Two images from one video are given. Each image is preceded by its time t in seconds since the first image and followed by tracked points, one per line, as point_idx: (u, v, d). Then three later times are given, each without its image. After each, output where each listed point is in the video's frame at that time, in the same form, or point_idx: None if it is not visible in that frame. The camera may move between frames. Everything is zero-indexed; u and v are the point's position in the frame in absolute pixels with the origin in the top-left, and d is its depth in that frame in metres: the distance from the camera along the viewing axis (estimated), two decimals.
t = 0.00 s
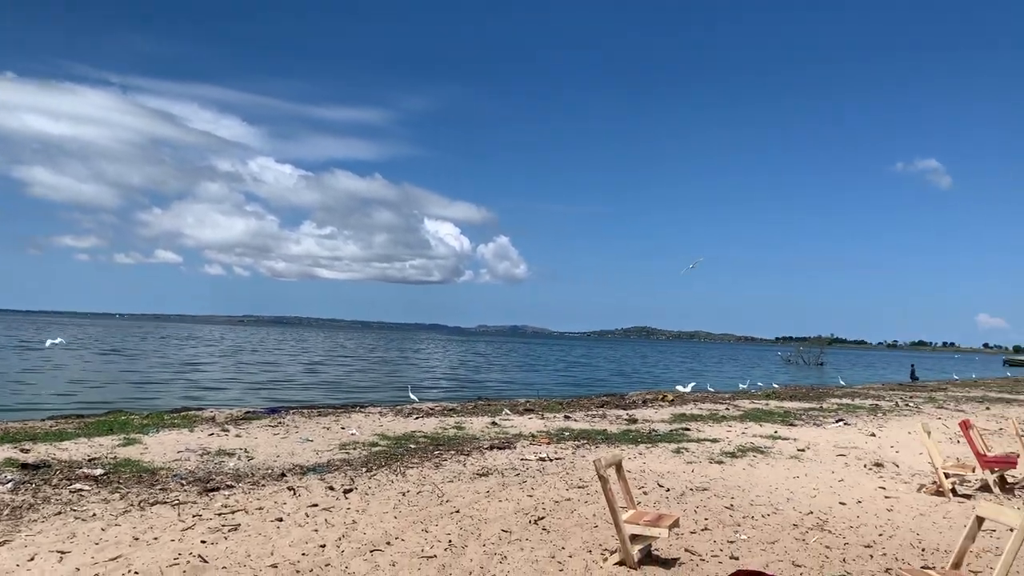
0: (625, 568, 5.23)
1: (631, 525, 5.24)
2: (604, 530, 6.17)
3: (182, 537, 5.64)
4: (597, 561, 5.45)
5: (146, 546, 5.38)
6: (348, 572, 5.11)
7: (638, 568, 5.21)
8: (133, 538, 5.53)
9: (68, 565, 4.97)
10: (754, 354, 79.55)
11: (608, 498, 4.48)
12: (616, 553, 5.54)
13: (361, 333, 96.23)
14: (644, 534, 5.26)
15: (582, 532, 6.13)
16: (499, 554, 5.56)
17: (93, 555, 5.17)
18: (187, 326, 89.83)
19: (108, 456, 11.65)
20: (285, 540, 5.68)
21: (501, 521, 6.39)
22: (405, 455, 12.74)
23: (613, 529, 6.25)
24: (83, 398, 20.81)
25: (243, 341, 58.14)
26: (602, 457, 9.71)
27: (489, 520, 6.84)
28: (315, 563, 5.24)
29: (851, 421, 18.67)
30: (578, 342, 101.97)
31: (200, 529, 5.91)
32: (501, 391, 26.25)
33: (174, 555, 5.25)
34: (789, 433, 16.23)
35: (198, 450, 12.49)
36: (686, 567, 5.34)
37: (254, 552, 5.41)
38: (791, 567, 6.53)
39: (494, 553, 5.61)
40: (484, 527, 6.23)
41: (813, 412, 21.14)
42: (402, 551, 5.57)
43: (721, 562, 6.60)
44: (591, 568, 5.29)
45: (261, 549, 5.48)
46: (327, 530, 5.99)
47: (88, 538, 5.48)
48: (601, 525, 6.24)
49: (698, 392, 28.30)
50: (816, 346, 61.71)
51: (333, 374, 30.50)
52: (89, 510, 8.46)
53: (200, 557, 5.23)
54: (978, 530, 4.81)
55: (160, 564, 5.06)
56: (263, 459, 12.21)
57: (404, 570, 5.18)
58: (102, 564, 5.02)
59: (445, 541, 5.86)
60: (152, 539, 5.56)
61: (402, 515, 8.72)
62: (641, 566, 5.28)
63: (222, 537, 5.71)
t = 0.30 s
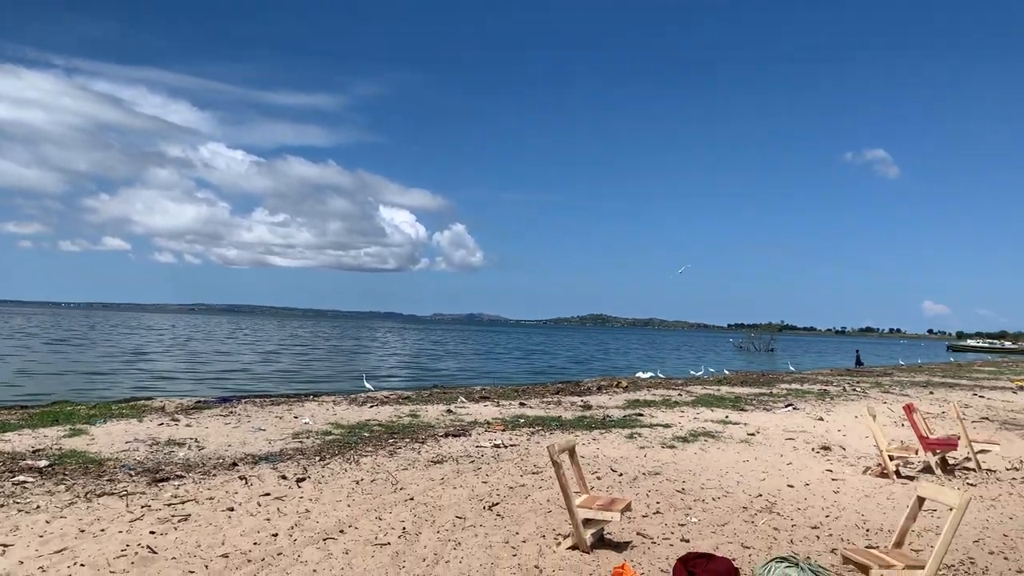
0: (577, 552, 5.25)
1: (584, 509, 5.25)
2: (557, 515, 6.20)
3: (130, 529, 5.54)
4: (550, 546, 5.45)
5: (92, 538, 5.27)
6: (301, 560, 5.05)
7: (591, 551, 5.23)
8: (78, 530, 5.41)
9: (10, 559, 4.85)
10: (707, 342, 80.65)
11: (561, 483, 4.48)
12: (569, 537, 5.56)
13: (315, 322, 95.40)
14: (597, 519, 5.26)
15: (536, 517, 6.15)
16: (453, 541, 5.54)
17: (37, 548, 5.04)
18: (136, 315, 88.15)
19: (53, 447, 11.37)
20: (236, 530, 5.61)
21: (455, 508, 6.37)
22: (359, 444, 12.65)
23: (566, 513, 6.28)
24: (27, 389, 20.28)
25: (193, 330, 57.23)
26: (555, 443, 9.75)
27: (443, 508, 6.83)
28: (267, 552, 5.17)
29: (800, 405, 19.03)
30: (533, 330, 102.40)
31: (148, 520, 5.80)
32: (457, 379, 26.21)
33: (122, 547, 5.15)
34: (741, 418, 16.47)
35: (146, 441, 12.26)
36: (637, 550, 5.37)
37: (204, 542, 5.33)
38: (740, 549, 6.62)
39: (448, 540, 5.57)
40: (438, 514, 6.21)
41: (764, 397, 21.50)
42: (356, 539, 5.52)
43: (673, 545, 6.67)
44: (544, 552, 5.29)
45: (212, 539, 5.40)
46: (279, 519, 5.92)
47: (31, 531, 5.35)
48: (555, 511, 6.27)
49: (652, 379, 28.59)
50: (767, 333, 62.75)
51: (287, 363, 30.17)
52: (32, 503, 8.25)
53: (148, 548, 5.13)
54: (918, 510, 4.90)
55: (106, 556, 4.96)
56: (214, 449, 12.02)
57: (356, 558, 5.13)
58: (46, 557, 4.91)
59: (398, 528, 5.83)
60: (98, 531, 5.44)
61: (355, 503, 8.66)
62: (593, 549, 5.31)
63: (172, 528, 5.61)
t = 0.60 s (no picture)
0: (539, 537, 5.29)
1: (546, 495, 5.29)
2: (520, 501, 6.23)
3: (87, 522, 5.46)
4: (512, 532, 5.48)
5: (48, 532, 5.19)
6: (261, 550, 5.02)
7: (553, 536, 5.27)
8: (33, 524, 5.33)
9: None
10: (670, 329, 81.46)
11: (522, 469, 4.51)
12: (531, 523, 5.60)
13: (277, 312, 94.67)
14: (559, 504, 5.29)
15: (498, 504, 6.18)
16: (415, 529, 5.54)
17: None
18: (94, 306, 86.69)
19: (7, 441, 11.14)
20: (195, 521, 5.56)
21: (418, 496, 6.38)
22: (321, 433, 12.59)
23: (529, 500, 6.31)
24: None
25: (152, 321, 56.44)
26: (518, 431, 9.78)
27: (406, 496, 6.83)
28: (227, 543, 5.14)
29: (760, 391, 19.31)
30: (497, 318, 102.60)
31: (106, 513, 5.73)
32: (421, 368, 26.18)
33: (78, 540, 5.08)
34: (701, 404, 16.68)
35: (103, 433, 12.07)
36: (598, 535, 5.43)
37: (162, 534, 5.28)
38: (700, 532, 6.72)
39: (410, 528, 5.57)
40: (401, 503, 6.21)
41: (724, 383, 21.81)
42: (317, 528, 5.50)
43: (633, 529, 6.75)
44: (506, 538, 5.31)
45: (172, 531, 5.35)
46: (240, 509, 5.89)
47: None
48: (517, 497, 6.30)
49: (616, 366, 28.83)
50: (728, 321, 63.56)
51: (248, 354, 29.88)
52: None
53: (105, 541, 5.07)
54: (872, 493, 5.01)
55: (62, 550, 4.89)
56: (173, 440, 11.89)
57: (318, 547, 5.12)
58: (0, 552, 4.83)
59: (361, 517, 5.81)
60: (54, 525, 5.36)
61: (317, 493, 8.63)
62: (555, 534, 5.36)
63: (129, 520, 5.55)
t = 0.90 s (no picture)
0: (505, 529, 5.25)
1: (511, 487, 5.25)
2: (486, 494, 6.20)
3: (45, 520, 5.33)
4: (479, 524, 5.44)
5: (3, 530, 5.06)
6: (224, 546, 4.93)
7: (519, 528, 5.24)
8: None
9: None
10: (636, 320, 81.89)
11: (488, 460, 4.47)
12: (497, 515, 5.56)
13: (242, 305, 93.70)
14: (525, 495, 5.26)
15: (465, 496, 6.14)
16: (381, 522, 5.47)
17: None
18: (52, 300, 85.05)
19: None
20: (157, 517, 5.45)
21: (384, 489, 6.31)
22: (286, 428, 12.45)
23: (494, 491, 6.28)
24: None
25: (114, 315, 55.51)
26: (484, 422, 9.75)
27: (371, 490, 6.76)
28: (189, 539, 5.04)
29: (724, 381, 19.48)
30: (464, 311, 102.50)
31: (63, 511, 5.59)
32: (388, 361, 26.04)
33: (34, 539, 4.95)
34: (667, 394, 16.79)
35: (63, 429, 11.83)
36: (564, 525, 5.41)
37: (123, 531, 5.16)
38: (664, 521, 6.73)
39: (376, 521, 5.50)
40: (366, 496, 6.14)
41: (689, 373, 21.99)
42: (282, 523, 5.42)
43: (599, 519, 6.75)
44: (472, 530, 5.28)
45: (132, 528, 5.23)
46: (202, 505, 5.78)
47: None
48: (484, 489, 6.26)
49: (582, 357, 28.90)
50: (693, 311, 64.14)
51: (212, 348, 29.51)
52: None
53: (63, 539, 4.95)
54: (833, 480, 5.04)
55: (18, 549, 4.76)
56: (135, 435, 11.69)
57: (282, 542, 5.04)
58: None
59: (326, 511, 5.74)
60: (9, 523, 5.22)
61: (282, 487, 8.52)
62: (521, 525, 5.33)
63: (89, 517, 5.43)
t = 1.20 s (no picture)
0: (471, 524, 5.22)
1: (478, 482, 5.23)
2: (453, 489, 6.17)
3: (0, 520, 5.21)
4: (445, 519, 5.41)
5: None
6: (187, 544, 4.85)
7: (485, 522, 5.22)
8: None
9: None
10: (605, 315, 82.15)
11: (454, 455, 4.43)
12: (463, 510, 5.53)
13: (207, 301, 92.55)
14: (491, 490, 5.24)
15: (431, 492, 6.10)
16: (347, 519, 5.42)
17: None
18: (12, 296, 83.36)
19: None
20: (118, 516, 5.35)
21: (350, 486, 6.25)
22: (251, 424, 12.31)
23: (461, 487, 6.25)
24: None
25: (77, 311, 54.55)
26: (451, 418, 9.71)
27: (336, 486, 6.69)
28: (151, 537, 4.95)
29: (691, 375, 19.62)
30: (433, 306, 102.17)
31: (20, 510, 5.46)
32: (355, 358, 25.87)
33: None
34: (633, 388, 16.87)
35: (22, 428, 11.58)
36: (530, 519, 5.39)
37: (83, 530, 5.06)
38: (630, 514, 6.75)
39: (341, 517, 5.44)
40: (331, 493, 6.08)
41: (656, 367, 22.10)
42: (246, 521, 5.34)
43: (565, 513, 6.75)
44: (438, 525, 5.24)
45: (92, 527, 5.13)
46: (164, 503, 5.68)
47: None
48: (451, 485, 6.23)
49: (550, 352, 28.94)
50: (661, 306, 64.49)
51: (176, 344, 29.10)
52: None
53: (21, 540, 4.83)
54: (795, 472, 5.07)
55: None
56: (96, 433, 11.48)
57: (246, 539, 4.97)
58: None
59: (290, 508, 5.67)
60: None
61: (246, 485, 8.41)
62: (487, 520, 5.31)
63: (47, 517, 5.31)
